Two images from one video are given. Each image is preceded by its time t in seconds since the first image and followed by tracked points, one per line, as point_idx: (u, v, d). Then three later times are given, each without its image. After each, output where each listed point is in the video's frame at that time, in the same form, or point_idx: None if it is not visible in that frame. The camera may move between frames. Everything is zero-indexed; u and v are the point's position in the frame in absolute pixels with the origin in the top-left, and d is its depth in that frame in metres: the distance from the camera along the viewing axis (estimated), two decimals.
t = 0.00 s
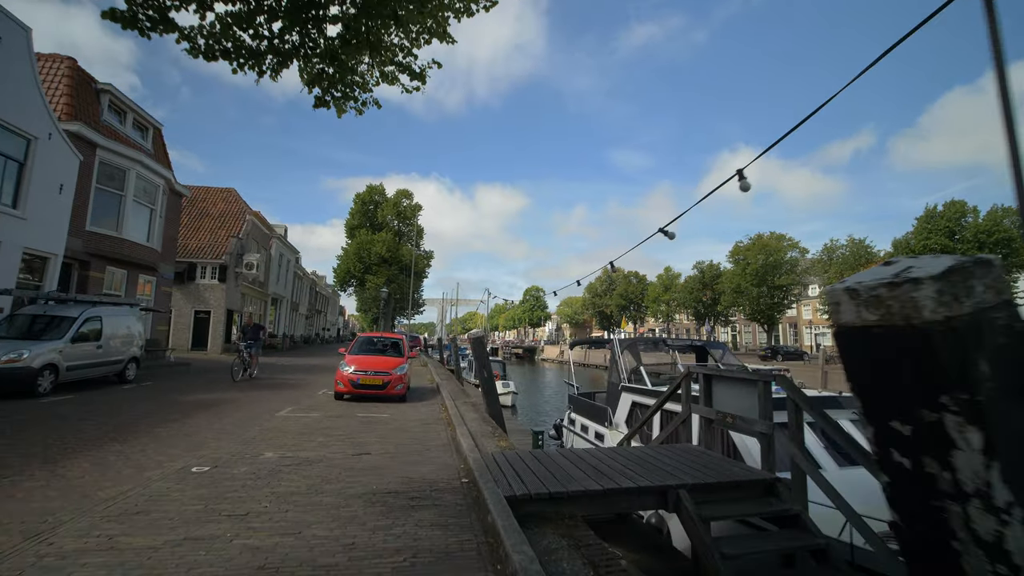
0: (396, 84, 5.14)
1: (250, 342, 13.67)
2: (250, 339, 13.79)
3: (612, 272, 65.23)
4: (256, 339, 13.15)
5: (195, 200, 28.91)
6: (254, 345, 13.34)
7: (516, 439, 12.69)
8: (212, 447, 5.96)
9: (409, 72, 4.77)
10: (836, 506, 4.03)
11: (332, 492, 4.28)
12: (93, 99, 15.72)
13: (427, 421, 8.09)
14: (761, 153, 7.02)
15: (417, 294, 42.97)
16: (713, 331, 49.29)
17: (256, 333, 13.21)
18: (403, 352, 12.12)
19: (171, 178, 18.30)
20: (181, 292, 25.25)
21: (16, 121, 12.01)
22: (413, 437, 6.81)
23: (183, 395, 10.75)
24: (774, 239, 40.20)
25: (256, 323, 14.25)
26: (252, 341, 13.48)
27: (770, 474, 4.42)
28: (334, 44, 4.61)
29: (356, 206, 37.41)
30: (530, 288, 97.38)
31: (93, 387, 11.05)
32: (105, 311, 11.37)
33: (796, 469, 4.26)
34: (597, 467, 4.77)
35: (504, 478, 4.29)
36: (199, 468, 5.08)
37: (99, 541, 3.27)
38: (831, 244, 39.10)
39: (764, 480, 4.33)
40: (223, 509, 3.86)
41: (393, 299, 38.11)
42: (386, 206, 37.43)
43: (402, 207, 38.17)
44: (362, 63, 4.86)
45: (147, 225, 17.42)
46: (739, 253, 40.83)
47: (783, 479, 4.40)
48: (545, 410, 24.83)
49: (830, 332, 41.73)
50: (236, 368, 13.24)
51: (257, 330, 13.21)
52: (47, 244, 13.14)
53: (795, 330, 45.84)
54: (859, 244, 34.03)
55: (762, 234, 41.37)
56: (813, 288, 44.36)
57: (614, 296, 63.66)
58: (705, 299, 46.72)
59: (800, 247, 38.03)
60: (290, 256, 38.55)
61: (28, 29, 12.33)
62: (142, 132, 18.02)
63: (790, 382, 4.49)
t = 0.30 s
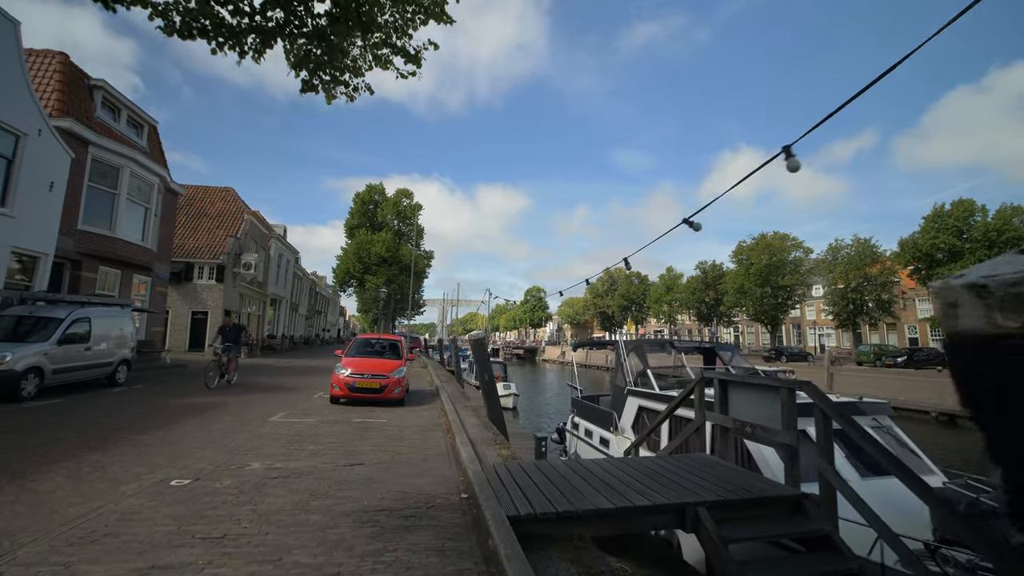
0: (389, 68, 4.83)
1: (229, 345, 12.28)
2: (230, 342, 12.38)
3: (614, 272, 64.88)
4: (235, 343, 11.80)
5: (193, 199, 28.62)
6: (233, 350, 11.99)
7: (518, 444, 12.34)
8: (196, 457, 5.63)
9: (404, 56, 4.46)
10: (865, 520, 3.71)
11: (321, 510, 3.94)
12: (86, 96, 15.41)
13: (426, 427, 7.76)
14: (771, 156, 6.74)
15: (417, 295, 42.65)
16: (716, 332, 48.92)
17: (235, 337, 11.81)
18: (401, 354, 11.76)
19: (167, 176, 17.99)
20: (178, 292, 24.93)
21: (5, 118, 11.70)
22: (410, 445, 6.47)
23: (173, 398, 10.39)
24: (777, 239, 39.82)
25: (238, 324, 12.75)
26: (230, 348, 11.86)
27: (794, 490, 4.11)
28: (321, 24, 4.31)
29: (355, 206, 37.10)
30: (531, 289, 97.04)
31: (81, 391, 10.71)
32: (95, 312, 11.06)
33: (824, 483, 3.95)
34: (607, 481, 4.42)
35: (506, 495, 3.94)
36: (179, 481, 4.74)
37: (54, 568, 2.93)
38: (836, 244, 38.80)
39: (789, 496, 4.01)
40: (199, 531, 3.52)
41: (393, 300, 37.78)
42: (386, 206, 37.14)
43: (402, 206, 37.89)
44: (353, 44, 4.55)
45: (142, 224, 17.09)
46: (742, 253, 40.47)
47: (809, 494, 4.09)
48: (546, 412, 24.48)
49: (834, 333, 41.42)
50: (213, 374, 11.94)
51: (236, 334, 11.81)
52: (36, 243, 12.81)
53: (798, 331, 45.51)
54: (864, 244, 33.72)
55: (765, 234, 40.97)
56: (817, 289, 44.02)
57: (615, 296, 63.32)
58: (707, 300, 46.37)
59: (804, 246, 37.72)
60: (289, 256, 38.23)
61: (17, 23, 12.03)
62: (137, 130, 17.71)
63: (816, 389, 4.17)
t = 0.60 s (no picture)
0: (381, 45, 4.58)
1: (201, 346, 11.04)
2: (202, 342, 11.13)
3: (617, 272, 64.47)
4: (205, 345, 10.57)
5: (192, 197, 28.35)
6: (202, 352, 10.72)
7: (521, 446, 11.98)
8: (179, 465, 5.30)
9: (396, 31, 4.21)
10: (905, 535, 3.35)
11: (303, 525, 3.59)
12: (80, 91, 15.12)
13: (425, 431, 7.42)
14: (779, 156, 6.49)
15: (418, 295, 42.30)
16: (719, 332, 48.51)
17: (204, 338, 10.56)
18: (401, 354, 11.41)
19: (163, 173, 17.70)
20: (176, 292, 24.64)
21: None
22: (406, 451, 6.12)
23: (165, 399, 10.07)
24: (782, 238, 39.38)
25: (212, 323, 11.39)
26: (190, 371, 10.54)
27: (824, 502, 3.76)
28: None
29: (356, 204, 36.80)
30: (533, 289, 96.66)
31: (70, 392, 10.40)
32: (84, 311, 10.76)
33: (858, 496, 3.60)
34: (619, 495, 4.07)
35: (508, 509, 3.60)
36: (155, 491, 4.41)
37: None
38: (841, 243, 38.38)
39: (819, 509, 3.66)
40: (167, 550, 3.19)
41: (394, 299, 37.46)
42: (387, 205, 36.84)
43: (403, 205, 37.60)
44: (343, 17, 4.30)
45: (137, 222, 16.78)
46: (746, 252, 40.05)
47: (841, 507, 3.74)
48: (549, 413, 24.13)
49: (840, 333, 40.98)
50: (181, 378, 10.77)
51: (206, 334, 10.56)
52: (26, 240, 12.50)
53: (803, 331, 45.08)
54: (870, 243, 33.32)
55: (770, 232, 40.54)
56: (822, 288, 43.60)
57: (618, 296, 62.92)
58: (711, 299, 45.95)
59: (809, 246, 37.33)
60: (290, 255, 37.95)
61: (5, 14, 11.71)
62: (133, 126, 17.42)
63: (843, 390, 3.84)
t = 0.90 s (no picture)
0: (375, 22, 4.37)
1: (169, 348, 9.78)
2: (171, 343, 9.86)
3: (620, 272, 64.06)
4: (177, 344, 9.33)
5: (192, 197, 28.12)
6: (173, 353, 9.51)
7: (525, 451, 11.65)
8: (163, 475, 4.97)
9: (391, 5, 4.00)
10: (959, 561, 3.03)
11: (290, 547, 3.26)
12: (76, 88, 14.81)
13: (425, 436, 7.12)
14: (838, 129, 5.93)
15: (420, 295, 42.02)
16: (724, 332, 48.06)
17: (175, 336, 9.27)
18: (401, 356, 11.08)
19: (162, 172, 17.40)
20: (176, 292, 24.38)
21: None
22: (405, 459, 5.80)
23: (158, 401, 9.76)
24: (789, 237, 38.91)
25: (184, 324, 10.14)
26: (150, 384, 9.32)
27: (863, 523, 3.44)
28: None
29: (358, 204, 36.55)
30: (535, 289, 96.22)
31: (61, 394, 10.10)
32: (76, 311, 10.48)
33: (904, 517, 3.28)
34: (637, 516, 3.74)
35: (516, 530, 3.27)
36: (134, 505, 4.09)
37: None
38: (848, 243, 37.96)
39: (859, 530, 3.34)
40: None
41: (396, 300, 37.17)
42: (389, 204, 36.59)
43: (405, 204, 37.32)
44: None
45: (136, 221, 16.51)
46: (752, 252, 39.61)
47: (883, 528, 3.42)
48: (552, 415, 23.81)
49: (847, 333, 40.54)
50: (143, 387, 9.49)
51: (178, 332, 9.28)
52: (20, 238, 12.22)
53: (810, 332, 44.61)
54: (879, 242, 32.90)
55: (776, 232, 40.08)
56: (829, 288, 43.11)
57: (621, 296, 62.53)
58: (716, 300, 45.50)
59: (816, 245, 36.90)
60: (291, 255, 37.70)
61: None
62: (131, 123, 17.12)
63: (882, 397, 3.50)
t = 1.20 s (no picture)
0: None
1: (133, 348, 9.24)
2: (134, 343, 9.36)
3: (625, 272, 63.65)
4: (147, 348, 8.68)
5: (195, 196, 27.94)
6: (140, 355, 8.83)
7: (531, 454, 11.35)
8: (151, 482, 4.68)
9: None
10: None
11: (281, 567, 2.97)
12: (76, 84, 14.56)
13: (429, 440, 6.83)
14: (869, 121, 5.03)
15: (424, 295, 41.76)
16: (731, 333, 47.62)
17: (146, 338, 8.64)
18: (404, 356, 10.77)
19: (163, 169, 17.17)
20: (178, 291, 24.17)
21: None
22: (407, 464, 5.50)
23: (154, 402, 9.48)
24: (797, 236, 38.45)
25: (145, 319, 9.71)
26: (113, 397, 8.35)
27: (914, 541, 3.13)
28: None
29: (361, 203, 36.36)
30: (539, 289, 95.84)
31: (55, 396, 9.85)
32: (71, 309, 10.25)
33: (960, 535, 2.97)
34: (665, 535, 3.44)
35: (529, 550, 2.97)
36: (117, 516, 3.82)
37: None
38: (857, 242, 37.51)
39: (911, 550, 3.02)
40: None
41: (400, 299, 36.93)
42: (393, 203, 36.36)
43: (408, 203, 37.05)
44: None
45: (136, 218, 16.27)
46: (759, 251, 39.16)
47: (936, 547, 3.11)
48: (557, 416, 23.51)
49: (856, 333, 40.09)
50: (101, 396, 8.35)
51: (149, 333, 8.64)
52: (17, 236, 11.97)
53: (817, 332, 44.14)
54: (889, 241, 32.45)
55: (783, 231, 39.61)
56: (837, 288, 42.61)
57: (626, 296, 62.16)
58: (723, 299, 45.05)
59: (824, 244, 36.46)
60: (294, 254, 37.49)
61: None
62: (132, 121, 16.87)
63: (930, 402, 3.18)
